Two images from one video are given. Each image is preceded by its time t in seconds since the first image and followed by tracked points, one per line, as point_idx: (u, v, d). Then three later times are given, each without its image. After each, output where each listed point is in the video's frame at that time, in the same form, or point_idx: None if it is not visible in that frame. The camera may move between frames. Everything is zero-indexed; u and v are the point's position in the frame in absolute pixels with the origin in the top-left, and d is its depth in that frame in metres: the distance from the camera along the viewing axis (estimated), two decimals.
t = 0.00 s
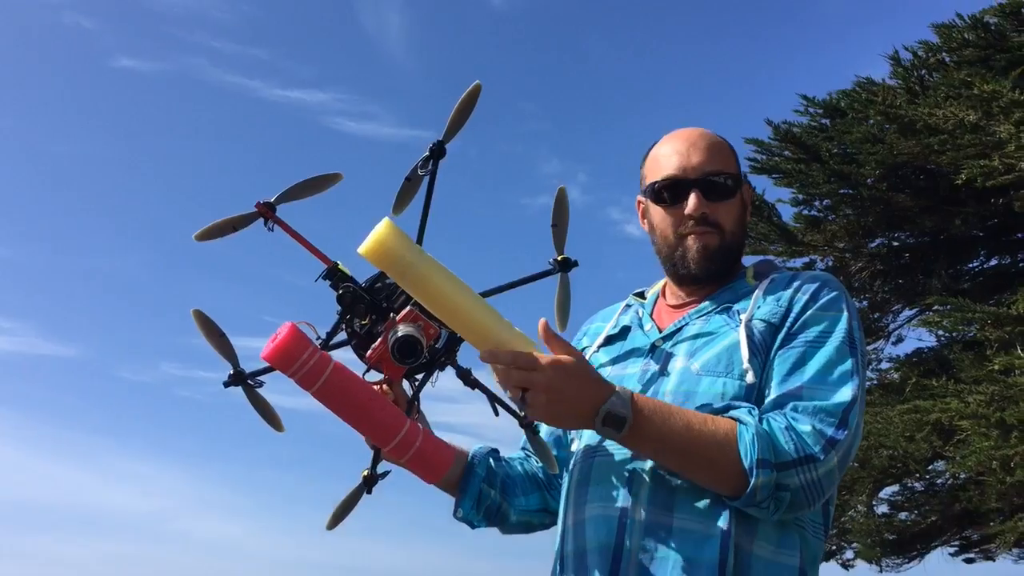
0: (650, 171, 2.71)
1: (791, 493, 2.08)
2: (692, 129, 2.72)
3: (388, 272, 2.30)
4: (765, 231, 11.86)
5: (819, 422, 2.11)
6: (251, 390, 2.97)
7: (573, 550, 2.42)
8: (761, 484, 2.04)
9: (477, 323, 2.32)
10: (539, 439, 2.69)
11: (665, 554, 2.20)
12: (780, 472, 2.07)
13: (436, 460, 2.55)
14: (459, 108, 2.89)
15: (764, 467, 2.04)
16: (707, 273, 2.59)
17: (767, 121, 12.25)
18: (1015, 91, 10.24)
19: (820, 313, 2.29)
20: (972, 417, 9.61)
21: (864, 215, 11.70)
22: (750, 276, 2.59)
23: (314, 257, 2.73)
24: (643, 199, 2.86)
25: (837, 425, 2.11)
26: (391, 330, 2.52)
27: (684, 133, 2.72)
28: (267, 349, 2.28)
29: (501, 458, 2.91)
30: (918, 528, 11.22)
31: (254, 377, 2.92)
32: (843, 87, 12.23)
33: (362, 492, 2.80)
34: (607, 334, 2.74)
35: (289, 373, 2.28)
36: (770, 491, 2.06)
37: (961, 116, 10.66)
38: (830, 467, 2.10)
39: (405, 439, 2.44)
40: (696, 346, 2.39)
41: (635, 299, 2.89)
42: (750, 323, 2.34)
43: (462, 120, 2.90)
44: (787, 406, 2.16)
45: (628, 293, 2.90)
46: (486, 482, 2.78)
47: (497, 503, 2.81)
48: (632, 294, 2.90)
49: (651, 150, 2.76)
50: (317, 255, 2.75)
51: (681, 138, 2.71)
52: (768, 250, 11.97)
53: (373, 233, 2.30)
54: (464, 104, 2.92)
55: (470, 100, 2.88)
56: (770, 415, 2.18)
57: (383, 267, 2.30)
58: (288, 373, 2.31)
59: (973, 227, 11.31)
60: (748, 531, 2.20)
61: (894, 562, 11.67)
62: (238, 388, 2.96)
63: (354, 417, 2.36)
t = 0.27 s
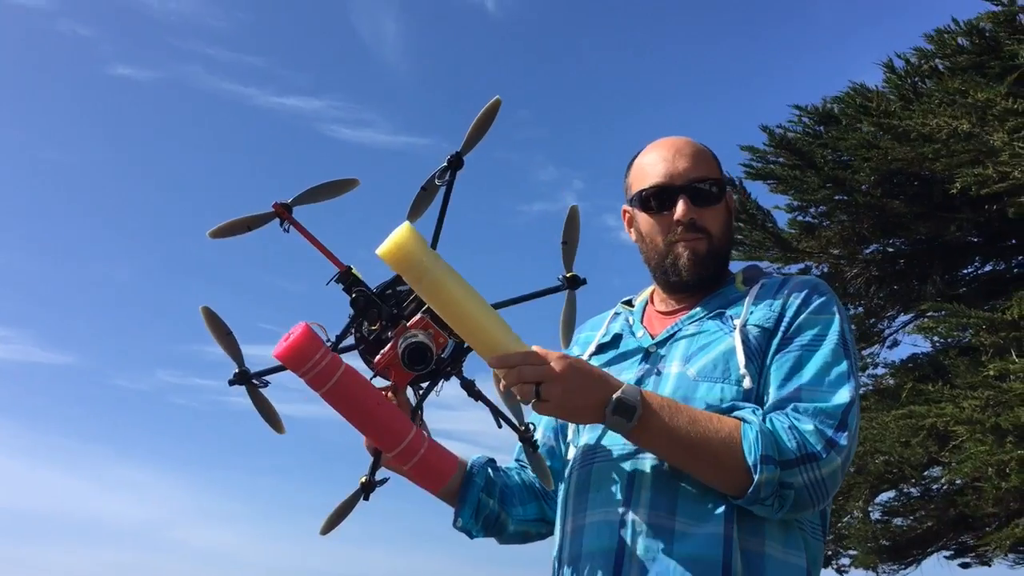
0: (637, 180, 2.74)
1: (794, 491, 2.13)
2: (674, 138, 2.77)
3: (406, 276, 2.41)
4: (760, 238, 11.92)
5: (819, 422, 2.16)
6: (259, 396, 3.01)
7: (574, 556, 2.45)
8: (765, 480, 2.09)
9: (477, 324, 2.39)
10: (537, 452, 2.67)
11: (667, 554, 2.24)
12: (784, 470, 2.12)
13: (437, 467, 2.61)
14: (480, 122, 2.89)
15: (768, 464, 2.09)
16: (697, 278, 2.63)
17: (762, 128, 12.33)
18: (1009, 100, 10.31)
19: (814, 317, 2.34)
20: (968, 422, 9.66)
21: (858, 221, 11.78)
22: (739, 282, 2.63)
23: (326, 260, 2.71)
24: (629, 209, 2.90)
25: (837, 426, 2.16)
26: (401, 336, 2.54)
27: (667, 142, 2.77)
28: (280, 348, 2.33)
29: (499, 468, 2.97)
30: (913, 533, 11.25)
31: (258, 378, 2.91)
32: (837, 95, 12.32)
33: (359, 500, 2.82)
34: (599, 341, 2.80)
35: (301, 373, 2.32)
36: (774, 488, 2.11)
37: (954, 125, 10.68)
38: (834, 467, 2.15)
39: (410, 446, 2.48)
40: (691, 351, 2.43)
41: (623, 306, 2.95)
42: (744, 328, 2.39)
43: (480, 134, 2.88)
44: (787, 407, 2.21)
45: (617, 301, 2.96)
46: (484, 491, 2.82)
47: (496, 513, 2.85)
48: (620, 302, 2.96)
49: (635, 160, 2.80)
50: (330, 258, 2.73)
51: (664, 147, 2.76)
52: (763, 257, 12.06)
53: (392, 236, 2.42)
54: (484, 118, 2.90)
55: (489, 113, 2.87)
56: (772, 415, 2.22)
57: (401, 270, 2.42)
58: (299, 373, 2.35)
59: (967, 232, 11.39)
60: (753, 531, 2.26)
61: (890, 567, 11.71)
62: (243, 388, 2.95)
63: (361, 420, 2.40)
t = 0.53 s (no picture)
0: (629, 187, 2.77)
1: (795, 494, 2.13)
2: (666, 146, 2.78)
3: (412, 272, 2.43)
4: (759, 244, 11.93)
5: (818, 426, 2.17)
6: (257, 386, 2.94)
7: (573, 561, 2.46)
8: (766, 483, 2.09)
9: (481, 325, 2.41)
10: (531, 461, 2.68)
11: (669, 559, 2.24)
12: (784, 473, 2.13)
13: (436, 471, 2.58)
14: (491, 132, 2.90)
15: (769, 467, 2.10)
16: (689, 285, 2.66)
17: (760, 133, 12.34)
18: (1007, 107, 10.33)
19: (811, 322, 2.34)
20: (967, 427, 9.65)
21: (857, 226, 11.78)
22: (735, 288, 2.64)
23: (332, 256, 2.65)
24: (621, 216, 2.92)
25: (836, 429, 2.17)
26: (406, 336, 2.54)
27: (659, 150, 2.78)
28: (283, 339, 2.37)
29: (493, 472, 2.97)
30: (913, 539, 11.23)
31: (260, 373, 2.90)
32: (834, 100, 12.34)
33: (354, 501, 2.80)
34: (593, 348, 2.80)
35: (302, 365, 2.36)
36: (775, 492, 2.11)
37: (954, 132, 10.76)
38: (834, 470, 2.16)
39: (408, 445, 2.47)
40: (688, 357, 2.44)
41: (618, 312, 2.95)
42: (742, 333, 2.39)
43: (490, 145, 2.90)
44: (785, 411, 2.22)
45: (612, 308, 2.97)
46: (480, 496, 2.82)
47: (491, 518, 2.86)
48: (615, 308, 2.97)
49: (628, 166, 2.82)
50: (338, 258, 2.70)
51: (655, 155, 2.77)
52: (763, 262, 12.00)
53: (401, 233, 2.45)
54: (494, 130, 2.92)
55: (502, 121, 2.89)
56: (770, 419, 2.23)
57: (406, 266, 2.43)
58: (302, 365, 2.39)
59: (966, 238, 11.42)
60: (753, 537, 2.26)
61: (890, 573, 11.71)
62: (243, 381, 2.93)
63: (359, 415, 2.40)
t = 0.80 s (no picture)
0: (623, 192, 2.79)
1: (798, 499, 2.13)
2: (666, 150, 2.77)
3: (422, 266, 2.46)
4: (761, 247, 11.91)
5: (821, 431, 2.16)
6: (258, 379, 2.76)
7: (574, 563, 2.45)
8: (769, 488, 2.09)
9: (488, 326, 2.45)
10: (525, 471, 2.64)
11: (673, 563, 2.23)
12: (787, 478, 2.12)
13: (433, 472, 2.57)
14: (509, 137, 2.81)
15: (772, 472, 2.09)
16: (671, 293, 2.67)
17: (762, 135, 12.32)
18: (1006, 108, 10.46)
19: (814, 327, 2.34)
20: (970, 430, 9.61)
21: (859, 229, 11.75)
22: (737, 291, 2.64)
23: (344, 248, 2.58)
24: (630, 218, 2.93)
25: (839, 435, 2.17)
26: (412, 333, 2.52)
27: (658, 154, 2.77)
28: (290, 324, 2.38)
29: (491, 473, 2.96)
30: (916, 543, 11.20)
31: (260, 364, 2.74)
32: (836, 103, 12.33)
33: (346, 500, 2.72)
34: (595, 350, 2.80)
35: (305, 350, 2.38)
36: (778, 497, 2.11)
37: (955, 134, 10.75)
38: (837, 475, 2.15)
39: (406, 441, 2.47)
40: (690, 360, 2.43)
41: (620, 315, 2.95)
42: (744, 338, 2.38)
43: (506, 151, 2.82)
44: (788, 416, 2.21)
45: (614, 311, 2.96)
46: (477, 498, 2.82)
47: (487, 520, 2.86)
48: (617, 312, 2.96)
49: (628, 170, 2.83)
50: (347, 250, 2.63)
51: (653, 159, 2.76)
52: (764, 265, 12.00)
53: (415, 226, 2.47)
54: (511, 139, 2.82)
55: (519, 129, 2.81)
56: (772, 423, 2.22)
57: (418, 259, 2.46)
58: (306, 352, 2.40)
59: (968, 241, 11.42)
60: (756, 542, 2.25)
61: None
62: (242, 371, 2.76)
63: (360, 405, 2.40)
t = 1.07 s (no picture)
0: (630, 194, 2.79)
1: (799, 505, 2.11)
2: (676, 153, 2.75)
3: (425, 270, 2.44)
4: (764, 248, 11.89)
5: (823, 435, 2.14)
6: (247, 372, 2.70)
7: (575, 565, 2.43)
8: (770, 495, 2.07)
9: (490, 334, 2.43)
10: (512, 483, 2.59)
11: (673, 567, 2.22)
12: (788, 484, 2.10)
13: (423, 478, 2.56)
14: (516, 150, 2.77)
15: (773, 479, 2.07)
16: (660, 299, 2.65)
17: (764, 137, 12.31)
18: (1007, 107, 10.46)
19: (819, 331, 2.32)
20: (972, 433, 9.56)
21: (862, 230, 11.69)
22: (743, 294, 2.62)
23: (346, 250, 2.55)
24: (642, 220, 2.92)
25: (841, 439, 2.15)
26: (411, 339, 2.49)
27: (667, 157, 2.76)
28: (287, 320, 2.35)
29: (479, 475, 2.93)
30: (919, 545, 11.16)
31: (252, 359, 2.68)
32: (839, 105, 12.30)
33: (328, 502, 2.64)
34: (600, 351, 2.78)
35: (301, 349, 2.35)
36: (779, 503, 2.09)
37: (957, 135, 10.71)
38: (839, 480, 2.13)
39: (397, 446, 2.45)
40: (694, 362, 2.41)
41: (626, 318, 2.93)
42: (749, 341, 2.37)
43: (516, 161, 2.79)
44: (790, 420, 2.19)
45: (620, 313, 2.94)
46: (467, 500, 2.81)
47: (476, 522, 2.84)
48: (623, 314, 2.94)
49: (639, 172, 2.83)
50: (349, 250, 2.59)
51: (660, 162, 2.75)
52: (766, 267, 12.00)
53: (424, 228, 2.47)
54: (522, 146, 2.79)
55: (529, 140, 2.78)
56: (774, 428, 2.20)
57: (422, 261, 2.44)
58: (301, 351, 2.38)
59: (971, 243, 11.40)
60: (758, 545, 2.23)
61: None
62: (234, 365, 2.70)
63: (352, 408, 2.39)
